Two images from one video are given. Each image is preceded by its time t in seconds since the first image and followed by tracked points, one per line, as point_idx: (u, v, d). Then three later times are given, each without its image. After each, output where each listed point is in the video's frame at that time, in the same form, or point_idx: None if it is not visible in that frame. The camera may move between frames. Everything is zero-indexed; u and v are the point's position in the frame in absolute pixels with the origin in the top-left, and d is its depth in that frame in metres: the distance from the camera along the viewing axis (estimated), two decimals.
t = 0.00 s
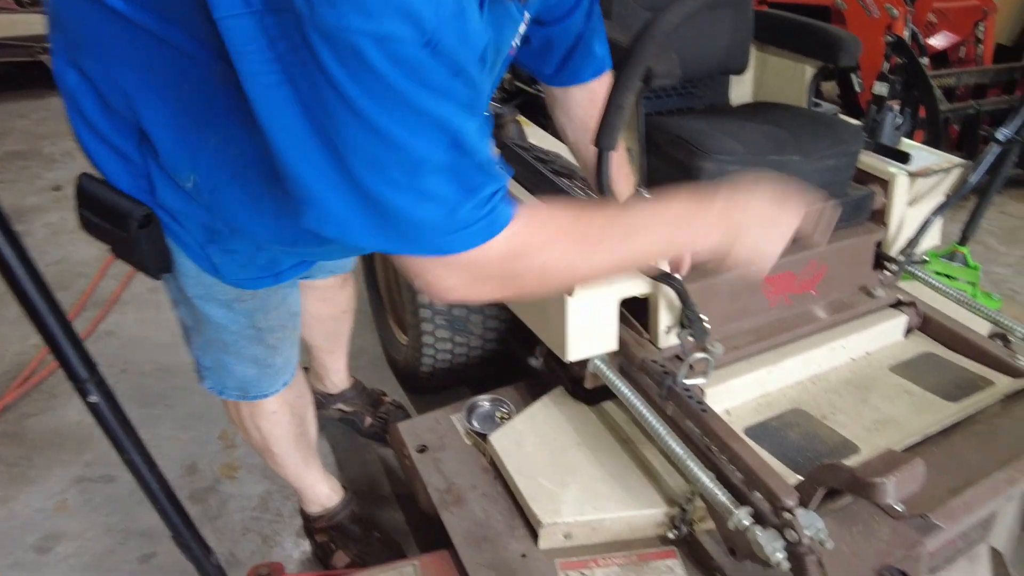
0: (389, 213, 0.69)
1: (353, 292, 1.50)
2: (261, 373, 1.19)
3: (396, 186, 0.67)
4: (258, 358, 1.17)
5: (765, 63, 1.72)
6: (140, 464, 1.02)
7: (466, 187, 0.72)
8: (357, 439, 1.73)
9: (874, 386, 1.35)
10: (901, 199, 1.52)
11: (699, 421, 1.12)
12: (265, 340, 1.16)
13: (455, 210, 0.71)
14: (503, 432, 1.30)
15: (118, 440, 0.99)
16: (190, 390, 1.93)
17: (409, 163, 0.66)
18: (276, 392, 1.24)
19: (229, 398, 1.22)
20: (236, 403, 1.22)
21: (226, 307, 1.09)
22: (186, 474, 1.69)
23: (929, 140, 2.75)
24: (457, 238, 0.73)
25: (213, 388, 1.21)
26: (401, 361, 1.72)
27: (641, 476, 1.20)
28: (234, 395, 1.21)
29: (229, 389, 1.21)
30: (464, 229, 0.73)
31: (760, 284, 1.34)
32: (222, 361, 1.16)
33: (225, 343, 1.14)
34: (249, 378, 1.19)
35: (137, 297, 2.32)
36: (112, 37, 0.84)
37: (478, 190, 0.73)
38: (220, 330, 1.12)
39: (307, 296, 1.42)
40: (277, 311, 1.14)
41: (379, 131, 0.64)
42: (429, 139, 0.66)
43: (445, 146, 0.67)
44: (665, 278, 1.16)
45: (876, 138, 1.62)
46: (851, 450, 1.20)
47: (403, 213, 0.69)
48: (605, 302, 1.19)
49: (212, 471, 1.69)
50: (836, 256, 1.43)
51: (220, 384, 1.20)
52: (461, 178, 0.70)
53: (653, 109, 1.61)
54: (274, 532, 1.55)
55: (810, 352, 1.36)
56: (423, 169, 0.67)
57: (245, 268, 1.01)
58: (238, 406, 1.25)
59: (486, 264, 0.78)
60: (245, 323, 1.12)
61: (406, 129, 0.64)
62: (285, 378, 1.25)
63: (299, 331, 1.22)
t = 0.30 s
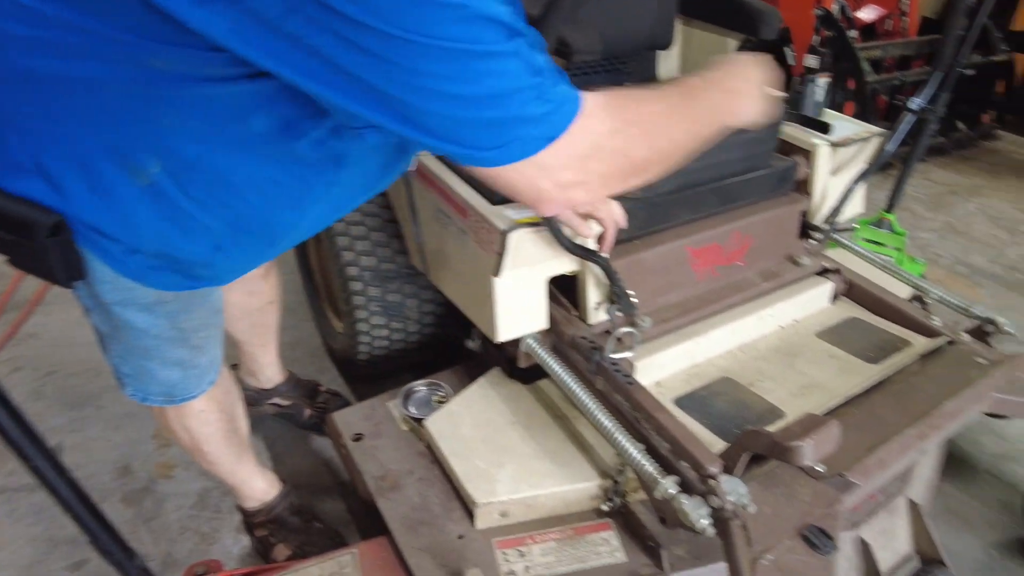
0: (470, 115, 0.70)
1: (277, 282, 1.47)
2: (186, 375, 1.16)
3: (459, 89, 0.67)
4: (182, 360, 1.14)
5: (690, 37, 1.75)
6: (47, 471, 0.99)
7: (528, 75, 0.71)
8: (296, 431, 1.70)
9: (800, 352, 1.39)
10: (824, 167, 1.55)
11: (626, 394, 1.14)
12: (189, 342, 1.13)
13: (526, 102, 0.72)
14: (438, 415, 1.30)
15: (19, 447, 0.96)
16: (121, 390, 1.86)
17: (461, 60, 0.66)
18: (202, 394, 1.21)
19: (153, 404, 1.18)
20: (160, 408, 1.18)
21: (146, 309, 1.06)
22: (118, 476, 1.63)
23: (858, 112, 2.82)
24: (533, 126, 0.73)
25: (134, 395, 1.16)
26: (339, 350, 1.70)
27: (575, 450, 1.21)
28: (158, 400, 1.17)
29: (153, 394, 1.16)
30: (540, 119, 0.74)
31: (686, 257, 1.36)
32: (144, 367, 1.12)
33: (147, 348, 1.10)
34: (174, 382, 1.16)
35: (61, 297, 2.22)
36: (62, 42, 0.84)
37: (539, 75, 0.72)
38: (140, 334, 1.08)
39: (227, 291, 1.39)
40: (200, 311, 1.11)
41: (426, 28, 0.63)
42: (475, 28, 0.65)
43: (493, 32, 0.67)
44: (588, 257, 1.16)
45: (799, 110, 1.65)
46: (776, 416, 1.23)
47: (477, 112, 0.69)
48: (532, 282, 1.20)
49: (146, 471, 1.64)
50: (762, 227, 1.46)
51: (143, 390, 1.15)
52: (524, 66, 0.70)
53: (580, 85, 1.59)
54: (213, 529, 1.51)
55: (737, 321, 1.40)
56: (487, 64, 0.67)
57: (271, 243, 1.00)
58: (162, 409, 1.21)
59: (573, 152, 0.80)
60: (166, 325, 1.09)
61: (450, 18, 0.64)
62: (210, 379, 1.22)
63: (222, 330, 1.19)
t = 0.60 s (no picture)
0: (230, 235, 0.67)
1: (218, 289, 1.44)
2: (129, 387, 1.11)
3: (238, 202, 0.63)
4: (125, 372, 1.08)
5: (619, 24, 1.78)
6: None
7: (327, 204, 0.69)
8: (246, 438, 1.68)
9: (738, 328, 1.44)
10: (752, 148, 1.60)
11: (570, 379, 1.17)
12: (132, 353, 1.07)
13: (309, 228, 0.69)
14: (387, 413, 1.30)
15: None
16: (58, 408, 1.80)
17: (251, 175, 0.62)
18: (146, 407, 1.15)
19: (93, 418, 1.12)
20: (103, 423, 1.13)
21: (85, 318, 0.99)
22: (60, 497, 1.58)
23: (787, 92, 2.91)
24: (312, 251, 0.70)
25: (72, 410, 1.10)
26: (285, 352, 1.69)
27: (525, 438, 1.23)
28: (99, 414, 1.11)
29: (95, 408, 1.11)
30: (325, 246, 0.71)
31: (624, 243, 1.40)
32: (86, 380, 1.06)
33: (86, 359, 1.04)
34: (116, 395, 1.10)
35: None
36: None
37: (335, 210, 0.70)
38: (78, 345, 1.02)
39: (171, 299, 1.36)
40: (142, 321, 1.05)
41: (225, 139, 0.59)
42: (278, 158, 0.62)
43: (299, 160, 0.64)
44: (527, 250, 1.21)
45: (727, 93, 1.70)
46: (716, 391, 1.27)
47: (258, 233, 0.66)
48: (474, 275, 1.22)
49: (90, 490, 1.59)
50: (696, 210, 1.50)
51: (83, 404, 1.09)
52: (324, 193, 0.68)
53: (513, 77, 1.59)
54: (163, 544, 1.48)
55: (677, 302, 1.43)
56: (284, 185, 0.64)
57: (162, 286, 0.90)
58: (106, 425, 1.15)
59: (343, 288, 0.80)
60: (105, 336, 1.02)
61: (251, 140, 0.60)
62: (153, 391, 1.17)
63: (164, 338, 1.14)
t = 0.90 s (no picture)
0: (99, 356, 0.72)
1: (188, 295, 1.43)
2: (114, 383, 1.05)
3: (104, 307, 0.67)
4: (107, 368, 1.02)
5: (581, 19, 1.79)
6: None
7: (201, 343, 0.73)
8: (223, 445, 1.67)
9: (707, 316, 1.47)
10: (716, 140, 1.63)
11: (546, 373, 1.18)
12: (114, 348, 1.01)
13: (167, 346, 0.71)
14: (365, 413, 1.30)
15: None
16: (26, 424, 1.76)
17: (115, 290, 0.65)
18: (137, 404, 1.10)
19: (85, 413, 1.08)
20: (91, 418, 1.09)
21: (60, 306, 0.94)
22: (32, 514, 1.55)
23: (749, 82, 2.96)
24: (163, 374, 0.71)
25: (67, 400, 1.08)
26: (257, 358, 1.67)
27: (504, 432, 1.25)
28: (89, 410, 1.07)
29: (84, 403, 1.07)
30: (184, 366, 0.72)
31: (594, 236, 1.42)
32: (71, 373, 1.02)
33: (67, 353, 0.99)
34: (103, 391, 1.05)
35: None
36: None
37: (205, 333, 0.72)
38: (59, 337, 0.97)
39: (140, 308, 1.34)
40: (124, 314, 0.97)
41: (98, 256, 0.63)
42: (138, 280, 0.65)
43: (163, 284, 0.66)
44: (499, 247, 1.21)
45: (689, 85, 1.72)
46: (688, 378, 1.30)
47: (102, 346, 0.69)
48: (446, 273, 1.21)
49: (63, 506, 1.57)
50: (661, 201, 1.53)
51: (73, 397, 1.06)
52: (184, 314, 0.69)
53: (477, 74, 1.60)
54: (142, 556, 1.46)
55: (647, 292, 1.46)
56: (145, 301, 0.66)
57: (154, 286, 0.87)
58: (89, 429, 1.12)
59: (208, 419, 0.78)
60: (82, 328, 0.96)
61: (117, 258, 0.63)
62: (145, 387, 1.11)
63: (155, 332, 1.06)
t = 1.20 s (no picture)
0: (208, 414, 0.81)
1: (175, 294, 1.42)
2: (112, 371, 1.11)
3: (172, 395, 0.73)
4: (106, 356, 1.08)
5: (564, 14, 1.79)
6: None
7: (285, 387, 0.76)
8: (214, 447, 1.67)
9: (694, 307, 1.49)
10: (699, 133, 1.64)
11: (536, 365, 1.18)
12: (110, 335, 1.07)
13: (252, 396, 0.74)
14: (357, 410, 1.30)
15: None
16: (13, 429, 1.75)
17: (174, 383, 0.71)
18: (135, 390, 1.17)
19: (84, 403, 1.14)
20: (90, 409, 1.14)
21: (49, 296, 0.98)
22: (22, 519, 1.54)
23: (731, 75, 2.98)
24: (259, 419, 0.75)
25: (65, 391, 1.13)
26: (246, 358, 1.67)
27: (495, 427, 1.26)
28: (88, 399, 1.13)
29: (82, 394, 1.13)
30: (277, 403, 0.75)
31: (580, 230, 1.43)
32: (68, 364, 1.08)
33: (63, 344, 1.05)
34: (102, 378, 1.12)
35: None
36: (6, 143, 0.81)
37: (276, 378, 0.75)
38: (53, 329, 1.02)
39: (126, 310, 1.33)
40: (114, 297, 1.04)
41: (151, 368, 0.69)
42: (184, 373, 0.70)
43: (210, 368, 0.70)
44: (487, 241, 1.21)
45: (673, 78, 1.73)
46: (676, 369, 1.31)
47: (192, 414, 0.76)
48: (434, 269, 1.21)
49: (52, 510, 1.56)
50: (646, 195, 1.54)
51: (72, 387, 1.11)
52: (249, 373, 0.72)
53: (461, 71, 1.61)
54: (134, 558, 1.46)
55: (634, 285, 1.47)
56: (202, 384, 0.71)
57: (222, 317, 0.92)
58: (83, 422, 1.16)
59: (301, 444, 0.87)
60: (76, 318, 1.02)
61: (161, 363, 0.68)
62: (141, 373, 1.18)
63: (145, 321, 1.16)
